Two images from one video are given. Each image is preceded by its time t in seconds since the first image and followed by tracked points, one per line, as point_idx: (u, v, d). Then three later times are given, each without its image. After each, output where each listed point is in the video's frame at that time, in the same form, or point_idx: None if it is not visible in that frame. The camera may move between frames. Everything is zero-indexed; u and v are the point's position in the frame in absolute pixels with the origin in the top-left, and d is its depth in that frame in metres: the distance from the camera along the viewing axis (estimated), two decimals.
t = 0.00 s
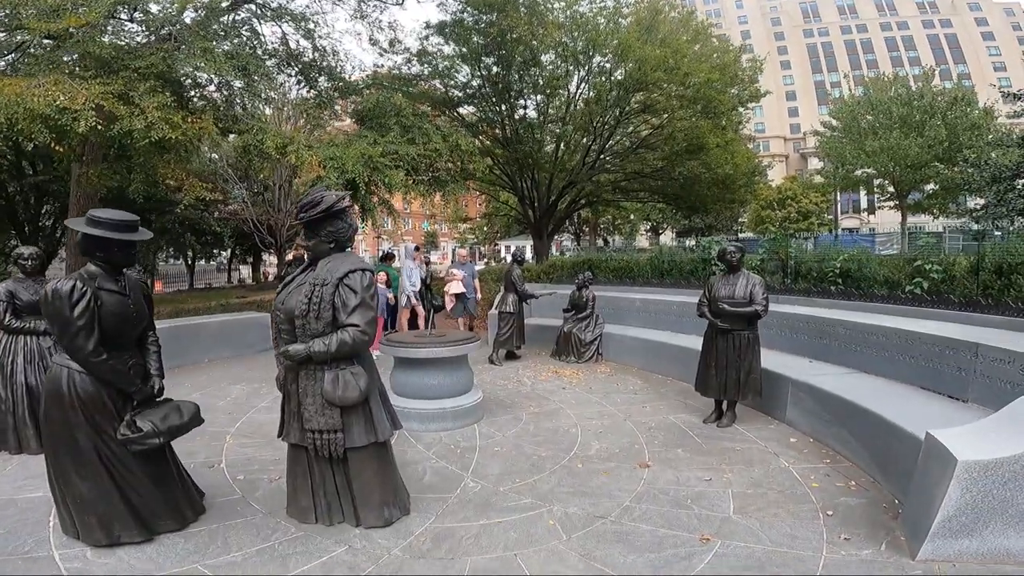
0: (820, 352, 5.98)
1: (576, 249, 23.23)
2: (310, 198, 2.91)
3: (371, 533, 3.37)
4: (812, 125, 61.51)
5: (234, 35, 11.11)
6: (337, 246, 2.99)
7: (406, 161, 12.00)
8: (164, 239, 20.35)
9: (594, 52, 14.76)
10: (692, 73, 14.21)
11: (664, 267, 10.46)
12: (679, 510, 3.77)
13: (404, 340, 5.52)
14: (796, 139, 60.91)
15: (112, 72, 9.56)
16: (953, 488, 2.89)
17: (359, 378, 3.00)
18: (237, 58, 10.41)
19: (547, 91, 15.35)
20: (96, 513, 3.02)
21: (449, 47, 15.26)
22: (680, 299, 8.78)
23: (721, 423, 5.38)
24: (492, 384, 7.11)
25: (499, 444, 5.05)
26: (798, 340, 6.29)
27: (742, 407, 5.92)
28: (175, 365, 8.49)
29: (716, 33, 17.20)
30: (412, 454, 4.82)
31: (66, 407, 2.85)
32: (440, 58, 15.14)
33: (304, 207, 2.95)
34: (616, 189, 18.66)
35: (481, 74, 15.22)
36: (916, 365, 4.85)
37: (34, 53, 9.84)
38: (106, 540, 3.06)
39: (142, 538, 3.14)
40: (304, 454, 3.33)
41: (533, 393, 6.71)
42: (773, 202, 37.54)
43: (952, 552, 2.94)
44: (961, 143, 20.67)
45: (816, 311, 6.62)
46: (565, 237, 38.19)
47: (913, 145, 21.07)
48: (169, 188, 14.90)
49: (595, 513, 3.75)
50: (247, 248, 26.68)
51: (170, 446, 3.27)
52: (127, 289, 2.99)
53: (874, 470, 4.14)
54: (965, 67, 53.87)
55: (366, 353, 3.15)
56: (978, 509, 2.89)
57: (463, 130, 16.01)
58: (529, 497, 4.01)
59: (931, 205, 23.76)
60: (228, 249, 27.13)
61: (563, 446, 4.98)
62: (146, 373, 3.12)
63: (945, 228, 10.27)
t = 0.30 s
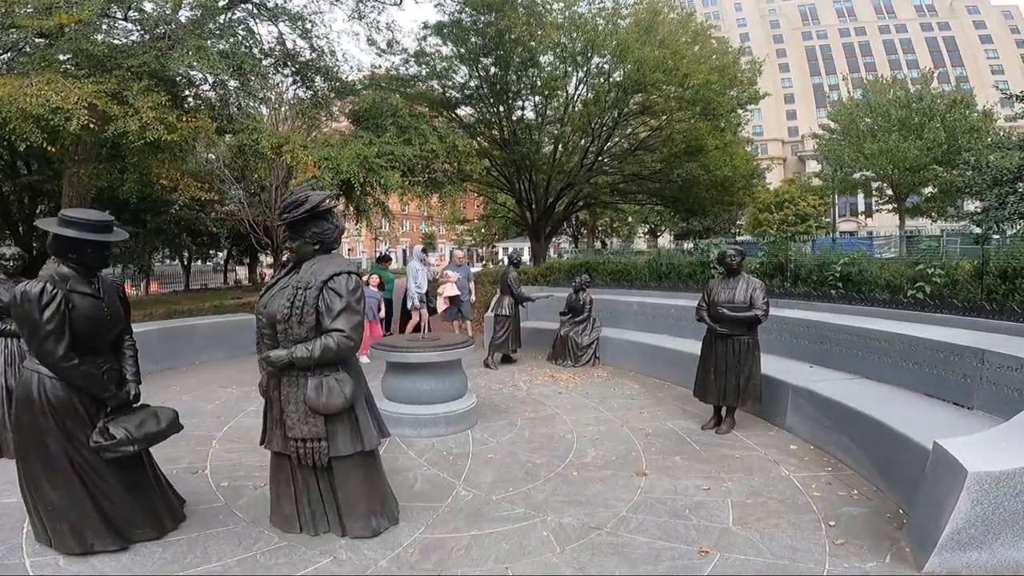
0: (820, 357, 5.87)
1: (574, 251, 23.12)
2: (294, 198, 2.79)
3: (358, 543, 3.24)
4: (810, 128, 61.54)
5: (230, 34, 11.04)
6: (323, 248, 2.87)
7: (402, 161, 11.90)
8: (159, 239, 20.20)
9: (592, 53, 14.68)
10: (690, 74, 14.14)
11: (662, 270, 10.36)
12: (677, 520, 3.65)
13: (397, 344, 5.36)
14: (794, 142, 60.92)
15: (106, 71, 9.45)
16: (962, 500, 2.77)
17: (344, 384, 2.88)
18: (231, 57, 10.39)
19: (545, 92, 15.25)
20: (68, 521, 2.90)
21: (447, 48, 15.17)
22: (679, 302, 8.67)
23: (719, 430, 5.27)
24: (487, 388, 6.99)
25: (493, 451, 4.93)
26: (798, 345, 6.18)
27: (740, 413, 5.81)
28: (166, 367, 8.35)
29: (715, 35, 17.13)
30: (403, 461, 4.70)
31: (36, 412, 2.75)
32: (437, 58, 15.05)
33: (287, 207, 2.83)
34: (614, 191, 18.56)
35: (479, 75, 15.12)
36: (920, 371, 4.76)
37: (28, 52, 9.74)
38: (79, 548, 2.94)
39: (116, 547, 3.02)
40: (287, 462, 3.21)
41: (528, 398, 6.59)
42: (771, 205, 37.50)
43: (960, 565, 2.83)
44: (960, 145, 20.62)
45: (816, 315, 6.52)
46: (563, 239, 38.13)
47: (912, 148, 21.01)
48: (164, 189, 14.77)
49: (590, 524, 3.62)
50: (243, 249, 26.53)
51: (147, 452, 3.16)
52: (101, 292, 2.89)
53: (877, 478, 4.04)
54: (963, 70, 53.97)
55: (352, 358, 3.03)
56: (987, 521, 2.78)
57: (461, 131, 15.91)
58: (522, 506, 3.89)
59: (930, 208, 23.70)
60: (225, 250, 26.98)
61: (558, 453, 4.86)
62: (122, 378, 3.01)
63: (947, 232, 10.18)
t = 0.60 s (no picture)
0: (824, 360, 5.76)
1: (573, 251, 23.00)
2: (283, 193, 2.66)
3: (348, 552, 3.11)
4: (810, 130, 61.47)
5: (229, 31, 10.99)
6: (313, 245, 2.75)
7: (401, 160, 11.79)
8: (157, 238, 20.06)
9: (593, 52, 14.58)
10: (692, 74, 14.05)
11: (663, 270, 10.24)
12: (680, 529, 3.53)
13: (392, 345, 5.22)
14: (794, 143, 60.85)
15: (103, 67, 9.41)
16: (981, 509, 2.66)
17: (334, 387, 2.75)
18: (229, 54, 10.38)
19: (546, 91, 15.15)
20: (44, 526, 2.78)
21: (447, 46, 15.07)
22: (680, 303, 8.55)
23: (722, 434, 5.15)
24: (485, 390, 6.87)
25: (490, 455, 4.81)
26: (802, 347, 6.06)
27: (743, 417, 5.69)
28: (159, 366, 8.23)
29: (717, 34, 17.02)
30: (397, 465, 4.58)
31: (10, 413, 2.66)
32: (437, 57, 14.93)
33: (276, 202, 2.70)
34: (614, 191, 18.42)
35: (480, 74, 14.99)
36: (928, 375, 4.65)
37: (25, 48, 9.66)
38: (55, 554, 2.81)
39: (94, 553, 2.89)
40: (276, 468, 3.08)
41: (527, 400, 6.47)
42: (771, 207, 37.41)
43: None
44: (963, 147, 20.51)
45: (819, 317, 6.41)
46: (563, 239, 38.04)
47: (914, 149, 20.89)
48: (161, 187, 14.64)
49: (591, 532, 3.50)
50: (241, 248, 26.38)
51: (128, 455, 3.04)
52: (80, 291, 2.81)
53: (886, 485, 3.93)
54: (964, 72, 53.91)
55: (344, 361, 2.91)
56: (1007, 531, 2.66)
57: (460, 130, 15.79)
58: (520, 513, 3.77)
59: (931, 210, 23.59)
60: (222, 249, 26.83)
61: (557, 457, 4.74)
62: (102, 380, 2.91)
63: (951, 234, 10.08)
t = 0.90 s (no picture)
0: (831, 362, 5.63)
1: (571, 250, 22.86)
2: (272, 188, 2.51)
3: (343, 564, 2.96)
4: (808, 129, 61.43)
5: (225, 27, 10.85)
6: (304, 244, 2.60)
7: (399, 157, 11.64)
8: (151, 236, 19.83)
9: (593, 49, 14.45)
10: (692, 71, 13.96)
11: (663, 270, 10.11)
12: (689, 538, 3.39)
13: (389, 347, 5.06)
14: (791, 143, 60.81)
15: (98, 64, 9.33)
16: (1008, 519, 2.56)
17: (326, 392, 2.61)
18: (225, 49, 10.19)
19: (545, 88, 15.01)
20: (20, 534, 2.65)
21: (446, 44, 14.91)
22: (682, 304, 8.41)
23: (728, 437, 5.02)
24: (484, 392, 6.72)
25: (490, 460, 4.66)
26: (808, 348, 5.93)
27: (749, 420, 5.56)
28: (151, 367, 8.08)
29: (717, 32, 16.87)
30: (394, 471, 4.44)
31: None
32: (436, 55, 14.75)
33: (264, 198, 2.55)
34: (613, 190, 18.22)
35: (479, 71, 14.81)
36: (941, 378, 4.53)
37: (18, 44, 9.49)
38: (33, 564, 2.68)
39: (73, 562, 2.75)
40: (266, 476, 2.94)
41: (527, 402, 6.33)
42: (769, 206, 37.37)
43: None
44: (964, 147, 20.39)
45: (825, 317, 6.29)
46: (561, 239, 37.88)
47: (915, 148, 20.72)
48: (155, 185, 14.45)
49: (595, 542, 3.36)
50: (237, 248, 26.15)
51: (109, 462, 2.90)
52: (57, 291, 2.68)
53: (901, 491, 3.81)
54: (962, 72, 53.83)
55: (337, 365, 2.76)
56: None
57: (459, 128, 15.62)
58: (522, 522, 3.63)
59: (930, 210, 23.51)
60: (218, 249, 26.60)
61: (559, 462, 4.60)
62: (81, 385, 2.79)
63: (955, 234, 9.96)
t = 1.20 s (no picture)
0: (822, 363, 5.58)
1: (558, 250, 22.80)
2: (246, 184, 2.38)
3: None
4: (791, 130, 62.05)
5: (206, 24, 10.66)
6: (280, 243, 2.48)
7: (385, 155, 11.48)
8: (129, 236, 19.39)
9: (581, 48, 14.39)
10: (680, 71, 13.99)
11: (651, 270, 10.06)
12: (684, 546, 3.30)
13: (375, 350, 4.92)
14: (775, 144, 61.41)
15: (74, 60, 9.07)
16: (1015, 526, 2.50)
17: (303, 400, 2.47)
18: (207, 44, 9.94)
19: (532, 87, 14.91)
20: None
21: (432, 42, 14.74)
22: (670, 304, 8.35)
23: (719, 441, 4.95)
24: (471, 395, 6.60)
25: (478, 466, 4.55)
26: (798, 350, 5.88)
27: (740, 422, 5.50)
28: (125, 370, 7.87)
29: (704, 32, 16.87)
30: (379, 478, 4.30)
31: None
32: (423, 53, 14.56)
33: (238, 195, 2.41)
34: (600, 191, 18.17)
35: (466, 69, 14.66)
36: (934, 380, 4.50)
37: None
38: None
39: None
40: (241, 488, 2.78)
41: (515, 405, 6.21)
42: (752, 207, 37.70)
43: None
44: (945, 148, 20.66)
45: (814, 318, 6.25)
46: (547, 239, 37.81)
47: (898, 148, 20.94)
48: (133, 184, 14.11)
49: (588, 552, 3.25)
50: (218, 248, 25.69)
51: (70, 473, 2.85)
52: (12, 294, 2.53)
53: (898, 495, 3.76)
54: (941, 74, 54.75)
55: (315, 371, 2.61)
56: None
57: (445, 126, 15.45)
58: (513, 531, 3.51)
59: (912, 211, 23.82)
60: (199, 249, 26.10)
61: (550, 468, 4.49)
62: (39, 393, 2.66)
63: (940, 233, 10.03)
